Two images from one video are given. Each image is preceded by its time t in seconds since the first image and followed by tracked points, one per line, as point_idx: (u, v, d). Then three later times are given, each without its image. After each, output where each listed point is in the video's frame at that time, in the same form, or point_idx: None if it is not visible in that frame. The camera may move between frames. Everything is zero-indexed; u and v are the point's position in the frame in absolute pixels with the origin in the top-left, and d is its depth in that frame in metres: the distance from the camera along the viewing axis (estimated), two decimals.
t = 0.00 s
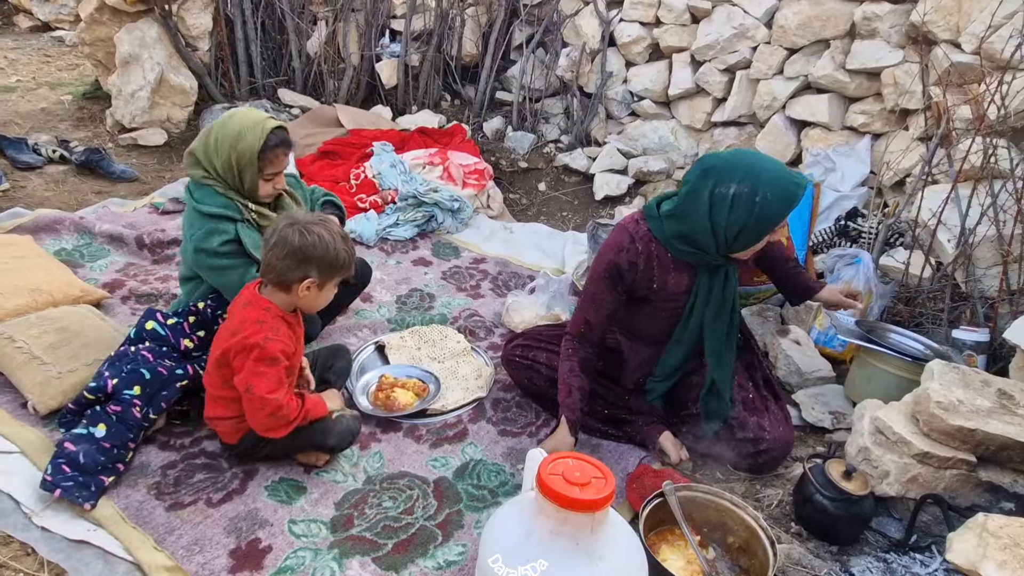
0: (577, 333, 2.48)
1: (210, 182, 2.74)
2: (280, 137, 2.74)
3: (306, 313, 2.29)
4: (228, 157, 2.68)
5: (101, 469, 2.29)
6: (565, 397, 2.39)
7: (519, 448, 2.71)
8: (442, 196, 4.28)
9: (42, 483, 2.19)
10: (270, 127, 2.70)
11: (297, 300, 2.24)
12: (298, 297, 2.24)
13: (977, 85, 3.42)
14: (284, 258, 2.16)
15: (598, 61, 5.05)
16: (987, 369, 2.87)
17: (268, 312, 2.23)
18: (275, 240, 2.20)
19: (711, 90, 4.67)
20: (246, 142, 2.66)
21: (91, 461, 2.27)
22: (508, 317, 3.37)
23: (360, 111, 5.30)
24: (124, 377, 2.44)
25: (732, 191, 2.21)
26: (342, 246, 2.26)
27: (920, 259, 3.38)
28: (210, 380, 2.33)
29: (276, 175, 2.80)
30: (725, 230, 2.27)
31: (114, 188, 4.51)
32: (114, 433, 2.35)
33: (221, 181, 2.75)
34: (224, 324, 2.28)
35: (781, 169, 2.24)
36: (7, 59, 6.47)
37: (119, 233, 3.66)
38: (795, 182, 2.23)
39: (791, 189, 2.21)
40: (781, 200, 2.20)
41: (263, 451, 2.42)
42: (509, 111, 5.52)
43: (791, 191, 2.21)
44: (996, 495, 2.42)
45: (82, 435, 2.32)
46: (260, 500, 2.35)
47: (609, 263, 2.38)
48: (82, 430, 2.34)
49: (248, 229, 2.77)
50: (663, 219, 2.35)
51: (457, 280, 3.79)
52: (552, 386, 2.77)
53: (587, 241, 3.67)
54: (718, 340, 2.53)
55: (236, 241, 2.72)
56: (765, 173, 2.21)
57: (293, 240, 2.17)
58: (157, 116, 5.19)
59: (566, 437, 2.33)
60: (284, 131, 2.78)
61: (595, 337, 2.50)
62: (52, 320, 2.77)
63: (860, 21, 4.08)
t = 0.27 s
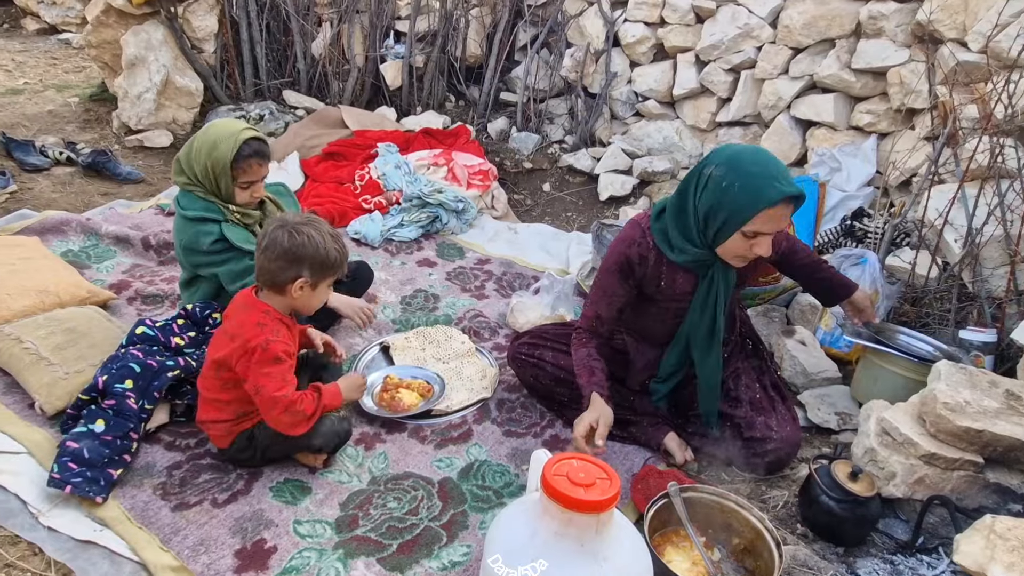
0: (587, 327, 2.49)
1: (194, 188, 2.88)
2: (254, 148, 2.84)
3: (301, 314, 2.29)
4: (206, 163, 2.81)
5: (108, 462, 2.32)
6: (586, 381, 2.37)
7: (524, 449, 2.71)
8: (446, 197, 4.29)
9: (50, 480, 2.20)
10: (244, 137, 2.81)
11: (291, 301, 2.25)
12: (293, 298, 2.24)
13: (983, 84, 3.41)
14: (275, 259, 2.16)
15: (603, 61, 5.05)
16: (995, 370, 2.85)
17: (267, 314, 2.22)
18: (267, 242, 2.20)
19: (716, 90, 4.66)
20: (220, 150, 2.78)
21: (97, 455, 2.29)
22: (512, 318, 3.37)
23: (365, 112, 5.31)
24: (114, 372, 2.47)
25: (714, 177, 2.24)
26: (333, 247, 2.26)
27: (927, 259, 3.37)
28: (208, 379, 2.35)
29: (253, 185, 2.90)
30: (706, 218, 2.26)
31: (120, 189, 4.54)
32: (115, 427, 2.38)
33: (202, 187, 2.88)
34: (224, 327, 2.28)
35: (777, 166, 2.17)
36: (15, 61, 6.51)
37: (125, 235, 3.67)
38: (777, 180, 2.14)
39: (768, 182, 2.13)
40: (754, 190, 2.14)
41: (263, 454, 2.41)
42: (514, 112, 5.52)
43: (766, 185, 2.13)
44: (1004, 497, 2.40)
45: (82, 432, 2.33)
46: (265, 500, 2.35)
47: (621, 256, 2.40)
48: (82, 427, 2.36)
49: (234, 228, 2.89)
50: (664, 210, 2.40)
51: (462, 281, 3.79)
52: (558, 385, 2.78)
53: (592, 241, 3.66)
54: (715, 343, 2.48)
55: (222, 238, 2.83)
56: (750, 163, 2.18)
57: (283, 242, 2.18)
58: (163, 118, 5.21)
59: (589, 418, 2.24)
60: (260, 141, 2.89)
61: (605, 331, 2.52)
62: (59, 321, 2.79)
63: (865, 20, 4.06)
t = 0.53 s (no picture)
0: (609, 336, 2.35)
1: (190, 187, 2.90)
2: (245, 142, 2.84)
3: (332, 314, 2.33)
4: (199, 161, 2.82)
5: (114, 459, 2.34)
6: (632, 388, 2.19)
7: (529, 449, 2.71)
8: (450, 198, 4.28)
9: (57, 480, 2.21)
10: (232, 130, 2.82)
11: (319, 303, 2.28)
12: (321, 299, 2.28)
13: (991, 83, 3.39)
14: (306, 262, 2.20)
15: (607, 61, 5.04)
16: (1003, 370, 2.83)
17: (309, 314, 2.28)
18: (294, 245, 2.23)
19: (721, 90, 4.64)
20: (209, 145, 2.79)
21: (102, 454, 2.32)
22: (517, 319, 3.37)
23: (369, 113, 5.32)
24: (114, 372, 2.49)
25: (719, 181, 2.17)
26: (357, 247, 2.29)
27: (934, 259, 3.35)
28: (234, 386, 2.33)
29: (247, 177, 2.88)
30: (709, 223, 2.20)
31: (126, 191, 4.56)
32: (118, 425, 2.41)
33: (197, 185, 2.89)
34: (259, 332, 2.28)
35: (779, 176, 2.04)
36: (22, 64, 6.55)
37: (131, 236, 3.69)
38: (773, 191, 2.01)
39: (757, 189, 2.03)
40: (743, 197, 2.05)
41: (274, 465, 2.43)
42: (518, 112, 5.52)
43: (753, 192, 2.03)
44: (1012, 498, 2.39)
45: (86, 432, 2.35)
46: (271, 501, 2.36)
47: (645, 264, 2.33)
48: (86, 427, 2.38)
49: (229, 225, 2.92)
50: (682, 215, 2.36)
51: (466, 282, 3.79)
52: (562, 387, 2.77)
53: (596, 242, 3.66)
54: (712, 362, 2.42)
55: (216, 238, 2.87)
56: (749, 168, 2.08)
57: (311, 245, 2.21)
58: (168, 120, 5.24)
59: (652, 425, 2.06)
60: (250, 134, 2.89)
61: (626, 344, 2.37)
62: (66, 323, 2.81)
63: (871, 19, 4.04)
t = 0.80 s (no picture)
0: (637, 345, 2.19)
1: (212, 191, 2.90)
2: (269, 143, 2.89)
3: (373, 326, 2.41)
4: (223, 163, 2.84)
5: (120, 460, 2.36)
6: (666, 415, 2.03)
7: (533, 450, 2.71)
8: (455, 199, 4.28)
9: (64, 480, 2.23)
10: (258, 132, 2.87)
11: (362, 315, 2.35)
12: (364, 312, 2.35)
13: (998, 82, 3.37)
14: (359, 275, 2.27)
15: (611, 62, 5.04)
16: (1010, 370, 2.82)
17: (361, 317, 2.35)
18: (341, 259, 2.30)
19: (726, 90, 4.63)
20: (237, 148, 2.81)
21: (109, 454, 2.33)
22: (522, 320, 3.36)
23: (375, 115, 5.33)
24: (122, 373, 2.51)
25: (731, 185, 2.16)
26: (401, 262, 2.35)
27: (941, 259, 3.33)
28: (275, 378, 2.35)
29: (270, 179, 2.91)
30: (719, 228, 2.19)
31: (133, 193, 4.58)
32: (125, 425, 2.43)
33: (220, 188, 2.90)
34: (312, 328, 2.34)
35: (788, 183, 2.03)
36: (29, 67, 6.59)
37: (137, 238, 3.71)
38: (780, 198, 2.00)
39: (767, 194, 2.01)
40: (753, 201, 2.04)
41: (284, 463, 2.44)
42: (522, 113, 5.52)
43: (764, 197, 2.02)
44: (1020, 500, 2.37)
45: (93, 432, 2.37)
46: (276, 502, 2.36)
47: (665, 264, 2.29)
48: (93, 427, 2.40)
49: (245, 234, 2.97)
50: (693, 219, 2.35)
51: (471, 283, 3.79)
52: (566, 391, 2.79)
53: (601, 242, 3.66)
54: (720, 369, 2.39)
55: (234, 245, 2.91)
56: (761, 173, 2.07)
57: (358, 260, 2.27)
58: (175, 122, 5.27)
59: (688, 481, 1.87)
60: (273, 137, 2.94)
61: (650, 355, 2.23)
62: (74, 324, 2.83)
63: (877, 18, 4.02)
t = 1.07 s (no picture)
0: (628, 334, 2.21)
1: (236, 192, 2.89)
2: (298, 146, 2.88)
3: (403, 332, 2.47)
4: (251, 164, 2.83)
5: (127, 461, 2.37)
6: (651, 402, 2.04)
7: (538, 452, 2.71)
8: (459, 200, 4.28)
9: (71, 481, 2.24)
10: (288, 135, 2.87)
11: (393, 321, 2.41)
12: (396, 318, 2.40)
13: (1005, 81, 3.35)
14: (386, 283, 2.33)
15: (616, 63, 5.04)
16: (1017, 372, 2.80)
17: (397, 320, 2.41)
18: (375, 267, 2.35)
19: (731, 90, 4.62)
20: (266, 149, 2.81)
21: (115, 455, 2.34)
22: (527, 321, 3.36)
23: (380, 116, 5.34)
24: (129, 374, 2.53)
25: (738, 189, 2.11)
26: (435, 270, 2.41)
27: (947, 260, 3.32)
28: (308, 370, 2.36)
29: (296, 183, 2.91)
30: (722, 232, 2.14)
31: (139, 195, 4.60)
32: (131, 427, 2.44)
33: (245, 190, 2.88)
34: (346, 325, 2.39)
35: (796, 190, 1.98)
36: (37, 70, 6.63)
37: (144, 239, 3.73)
38: (787, 204, 1.95)
39: (774, 199, 1.96)
40: (759, 206, 1.98)
41: (300, 459, 2.42)
42: (527, 114, 5.52)
43: (771, 202, 1.96)
44: None
45: (100, 433, 2.38)
46: (282, 503, 2.37)
47: (667, 260, 2.29)
48: (100, 428, 2.41)
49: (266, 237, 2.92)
50: (698, 221, 2.30)
51: (476, 284, 3.79)
52: (570, 393, 2.76)
53: (606, 243, 3.66)
54: (724, 373, 2.38)
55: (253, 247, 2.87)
56: (770, 178, 2.02)
57: (393, 267, 2.33)
58: (180, 124, 5.29)
59: (680, 464, 1.86)
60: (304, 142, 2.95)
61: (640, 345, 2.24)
62: (81, 325, 2.84)
63: (883, 18, 4.01)
